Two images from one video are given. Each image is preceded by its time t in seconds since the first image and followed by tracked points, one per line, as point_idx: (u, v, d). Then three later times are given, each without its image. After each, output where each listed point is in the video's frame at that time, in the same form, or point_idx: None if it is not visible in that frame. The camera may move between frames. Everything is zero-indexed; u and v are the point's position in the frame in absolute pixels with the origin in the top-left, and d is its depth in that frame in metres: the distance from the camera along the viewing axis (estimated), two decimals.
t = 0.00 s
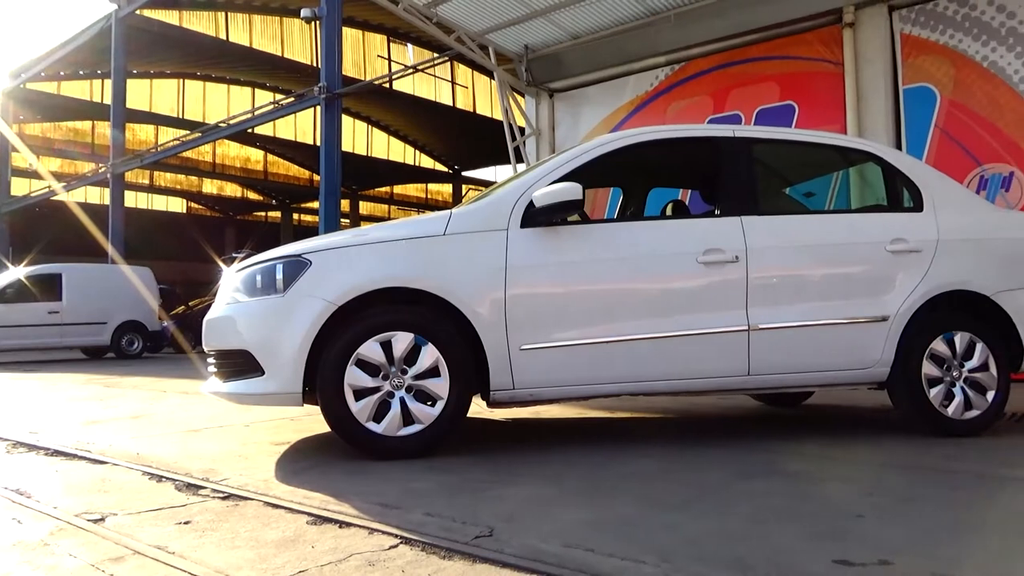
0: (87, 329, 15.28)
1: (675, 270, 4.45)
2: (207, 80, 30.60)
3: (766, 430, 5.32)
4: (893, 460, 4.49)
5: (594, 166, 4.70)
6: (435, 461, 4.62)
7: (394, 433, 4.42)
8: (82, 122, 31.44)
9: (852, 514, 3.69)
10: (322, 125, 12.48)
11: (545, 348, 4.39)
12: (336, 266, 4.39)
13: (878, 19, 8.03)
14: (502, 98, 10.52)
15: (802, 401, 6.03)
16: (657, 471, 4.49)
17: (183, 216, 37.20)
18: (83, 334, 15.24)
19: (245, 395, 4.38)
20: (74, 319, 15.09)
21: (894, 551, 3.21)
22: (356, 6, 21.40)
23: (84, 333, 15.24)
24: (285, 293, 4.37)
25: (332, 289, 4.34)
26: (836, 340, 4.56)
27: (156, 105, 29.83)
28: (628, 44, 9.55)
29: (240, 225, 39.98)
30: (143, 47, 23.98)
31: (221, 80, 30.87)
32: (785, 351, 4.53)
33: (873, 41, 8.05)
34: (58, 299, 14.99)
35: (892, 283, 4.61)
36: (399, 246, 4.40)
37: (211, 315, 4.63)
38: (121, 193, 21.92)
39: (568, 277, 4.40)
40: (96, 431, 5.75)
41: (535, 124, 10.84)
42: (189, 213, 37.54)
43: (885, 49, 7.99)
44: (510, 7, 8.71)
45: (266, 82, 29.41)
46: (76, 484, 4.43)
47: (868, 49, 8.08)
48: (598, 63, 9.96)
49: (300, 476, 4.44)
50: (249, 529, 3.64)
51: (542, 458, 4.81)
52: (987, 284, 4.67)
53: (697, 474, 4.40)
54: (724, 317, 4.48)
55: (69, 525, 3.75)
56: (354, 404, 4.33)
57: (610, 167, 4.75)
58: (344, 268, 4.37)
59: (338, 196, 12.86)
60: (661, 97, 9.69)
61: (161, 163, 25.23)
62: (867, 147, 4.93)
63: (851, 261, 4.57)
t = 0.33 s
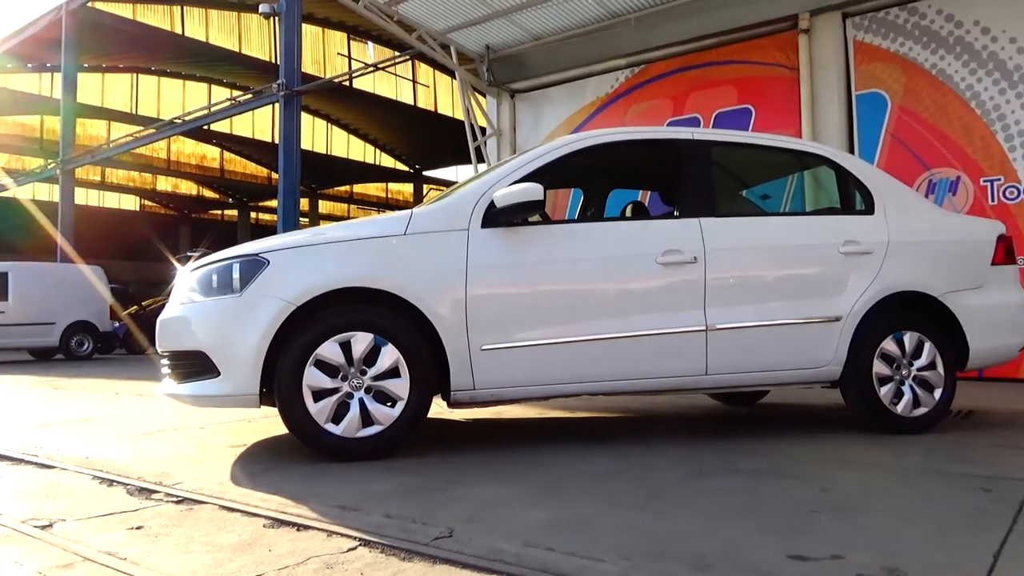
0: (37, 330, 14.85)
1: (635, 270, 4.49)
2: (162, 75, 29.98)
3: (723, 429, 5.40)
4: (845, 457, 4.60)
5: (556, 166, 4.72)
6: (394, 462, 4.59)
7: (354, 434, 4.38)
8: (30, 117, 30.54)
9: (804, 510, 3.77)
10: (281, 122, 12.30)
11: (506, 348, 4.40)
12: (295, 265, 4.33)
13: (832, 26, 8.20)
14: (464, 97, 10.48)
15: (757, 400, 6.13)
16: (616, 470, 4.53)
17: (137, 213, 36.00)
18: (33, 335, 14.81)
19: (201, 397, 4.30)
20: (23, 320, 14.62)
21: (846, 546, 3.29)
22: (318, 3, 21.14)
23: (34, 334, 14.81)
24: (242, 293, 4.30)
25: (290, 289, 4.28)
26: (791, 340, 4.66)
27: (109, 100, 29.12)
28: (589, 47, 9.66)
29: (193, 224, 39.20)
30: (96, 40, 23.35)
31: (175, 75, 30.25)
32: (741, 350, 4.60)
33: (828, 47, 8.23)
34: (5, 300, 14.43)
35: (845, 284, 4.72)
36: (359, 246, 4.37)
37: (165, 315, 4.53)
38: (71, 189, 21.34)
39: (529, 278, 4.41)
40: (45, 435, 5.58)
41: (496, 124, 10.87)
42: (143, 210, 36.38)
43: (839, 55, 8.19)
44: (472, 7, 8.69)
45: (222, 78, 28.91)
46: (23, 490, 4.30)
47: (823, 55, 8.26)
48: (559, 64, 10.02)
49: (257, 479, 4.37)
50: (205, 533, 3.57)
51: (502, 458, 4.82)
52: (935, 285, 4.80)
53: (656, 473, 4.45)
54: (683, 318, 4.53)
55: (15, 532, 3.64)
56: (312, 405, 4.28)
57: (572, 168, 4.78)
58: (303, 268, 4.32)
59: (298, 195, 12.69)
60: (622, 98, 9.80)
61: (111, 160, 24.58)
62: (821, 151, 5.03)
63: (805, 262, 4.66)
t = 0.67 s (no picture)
0: None
1: (596, 271, 4.53)
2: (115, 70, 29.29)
3: (681, 427, 5.46)
4: (798, 454, 4.70)
5: (519, 167, 4.73)
6: (353, 463, 4.55)
7: (312, 436, 4.33)
8: None
9: (759, 506, 3.84)
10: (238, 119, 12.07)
11: (467, 348, 4.39)
12: (253, 264, 4.26)
13: (788, 31, 8.37)
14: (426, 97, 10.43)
15: (715, 399, 6.22)
16: (576, 469, 4.55)
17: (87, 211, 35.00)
18: None
19: (155, 399, 4.21)
20: None
21: (800, 541, 3.36)
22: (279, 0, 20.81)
23: None
24: (198, 292, 4.22)
25: (248, 289, 4.21)
26: (748, 339, 4.74)
27: (58, 93, 28.27)
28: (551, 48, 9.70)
29: (145, 222, 38.32)
30: (46, 32, 22.69)
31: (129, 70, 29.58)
32: (699, 349, 4.67)
33: (783, 52, 8.39)
34: None
35: (800, 284, 4.81)
36: (320, 245, 4.32)
37: (117, 315, 4.42)
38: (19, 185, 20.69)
39: (490, 278, 4.41)
40: None
41: (457, 124, 10.87)
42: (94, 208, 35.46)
43: (795, 60, 8.36)
44: (434, 6, 8.65)
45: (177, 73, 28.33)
46: None
47: (779, 59, 8.43)
48: (521, 64, 10.06)
49: (212, 483, 4.29)
50: (158, 538, 3.49)
51: (463, 459, 4.81)
52: (886, 286, 4.93)
53: (615, 471, 4.49)
54: (642, 318, 4.58)
55: None
56: (270, 407, 4.22)
57: (533, 169, 4.80)
58: (262, 267, 4.26)
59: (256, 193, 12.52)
60: (584, 99, 9.87)
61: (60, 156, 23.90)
62: (778, 154, 5.13)
63: (761, 264, 4.75)
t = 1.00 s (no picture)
0: None
1: (558, 270, 4.55)
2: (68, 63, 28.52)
3: (642, 426, 5.52)
4: (756, 451, 4.78)
5: (482, 166, 4.73)
6: (312, 465, 4.50)
7: (271, 437, 4.27)
8: None
9: (716, 503, 3.89)
10: (195, 118, 11.07)
11: (429, 348, 4.37)
12: (211, 264, 4.19)
13: (747, 36, 8.52)
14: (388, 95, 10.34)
15: (675, 398, 6.30)
16: (538, 468, 4.56)
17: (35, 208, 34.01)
18: None
19: (107, 401, 4.10)
20: None
21: (758, 537, 3.41)
22: None
23: None
24: (153, 292, 4.12)
25: (204, 289, 4.13)
26: (706, 339, 4.80)
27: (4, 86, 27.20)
28: (513, 48, 9.72)
29: (97, 220, 37.37)
30: None
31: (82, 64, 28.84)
32: (660, 349, 4.72)
33: (742, 55, 8.54)
34: None
35: (757, 284, 4.90)
36: (280, 244, 4.26)
37: (68, 315, 4.30)
38: None
39: (452, 277, 4.40)
40: None
41: (420, 123, 10.84)
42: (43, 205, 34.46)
43: (753, 64, 8.50)
44: (396, 4, 8.60)
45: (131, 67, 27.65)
46: None
47: (737, 63, 8.56)
48: (484, 64, 10.06)
49: (167, 486, 4.20)
50: (110, 544, 3.41)
51: (425, 459, 4.79)
52: (840, 286, 5.04)
53: (576, 470, 4.52)
54: (603, 317, 4.61)
55: None
56: (227, 408, 4.15)
57: (495, 169, 4.81)
58: (220, 267, 4.18)
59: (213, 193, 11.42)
60: (547, 99, 9.93)
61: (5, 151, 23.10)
62: (736, 156, 5.21)
63: (720, 264, 4.82)
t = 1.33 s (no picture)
0: None
1: (520, 271, 4.55)
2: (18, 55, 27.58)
3: (603, 426, 5.56)
4: (715, 449, 4.85)
5: (447, 165, 4.72)
6: (271, 467, 4.44)
7: (229, 440, 4.20)
8: None
9: (676, 501, 3.94)
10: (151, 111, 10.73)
11: (390, 349, 4.34)
12: (167, 263, 4.10)
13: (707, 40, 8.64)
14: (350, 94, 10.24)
15: (636, 398, 6.36)
16: (500, 469, 4.57)
17: None
18: None
19: (58, 404, 3.99)
20: None
21: (716, 535, 3.46)
22: None
23: None
24: (106, 292, 4.02)
25: (159, 288, 4.05)
26: (667, 339, 4.86)
27: None
28: (475, 48, 9.72)
29: (48, 218, 36.32)
30: None
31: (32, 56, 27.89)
32: (621, 349, 4.76)
33: (702, 59, 8.65)
34: None
35: (716, 285, 4.97)
36: (239, 243, 4.19)
37: (17, 315, 4.17)
38: None
39: (414, 277, 4.38)
40: None
41: (382, 123, 10.79)
42: None
43: (713, 68, 8.63)
44: (359, 2, 8.52)
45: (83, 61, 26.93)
46: None
47: (697, 68, 8.68)
48: (447, 65, 10.05)
49: (121, 491, 4.10)
50: (60, 550, 3.32)
51: (386, 460, 4.76)
52: (797, 287, 5.14)
53: (538, 470, 4.53)
54: (565, 318, 4.64)
55: None
56: (183, 410, 4.07)
57: (458, 169, 4.80)
58: (176, 266, 4.10)
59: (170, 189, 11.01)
60: (510, 100, 9.95)
61: None
62: (695, 158, 5.28)
63: (681, 265, 4.88)
